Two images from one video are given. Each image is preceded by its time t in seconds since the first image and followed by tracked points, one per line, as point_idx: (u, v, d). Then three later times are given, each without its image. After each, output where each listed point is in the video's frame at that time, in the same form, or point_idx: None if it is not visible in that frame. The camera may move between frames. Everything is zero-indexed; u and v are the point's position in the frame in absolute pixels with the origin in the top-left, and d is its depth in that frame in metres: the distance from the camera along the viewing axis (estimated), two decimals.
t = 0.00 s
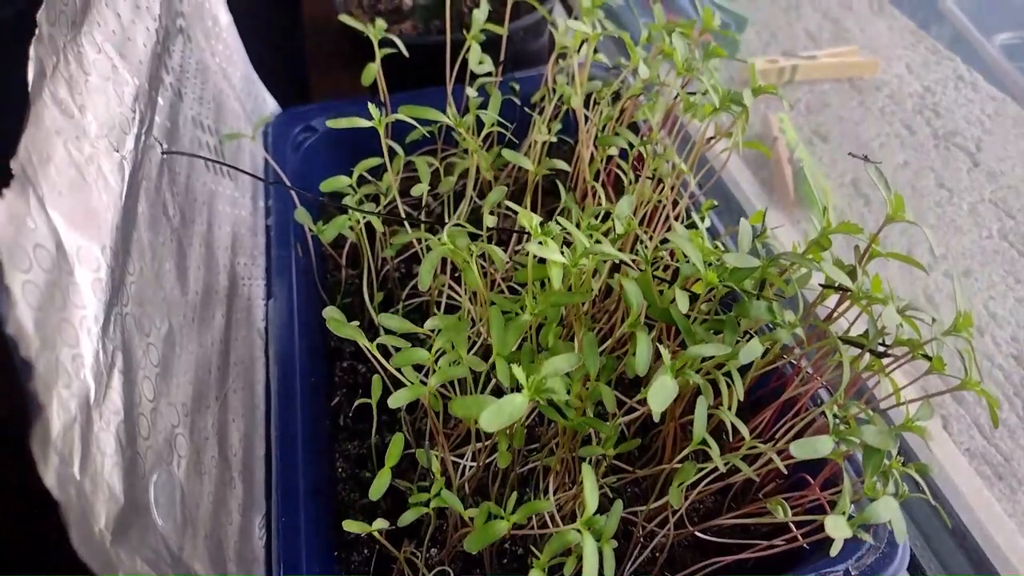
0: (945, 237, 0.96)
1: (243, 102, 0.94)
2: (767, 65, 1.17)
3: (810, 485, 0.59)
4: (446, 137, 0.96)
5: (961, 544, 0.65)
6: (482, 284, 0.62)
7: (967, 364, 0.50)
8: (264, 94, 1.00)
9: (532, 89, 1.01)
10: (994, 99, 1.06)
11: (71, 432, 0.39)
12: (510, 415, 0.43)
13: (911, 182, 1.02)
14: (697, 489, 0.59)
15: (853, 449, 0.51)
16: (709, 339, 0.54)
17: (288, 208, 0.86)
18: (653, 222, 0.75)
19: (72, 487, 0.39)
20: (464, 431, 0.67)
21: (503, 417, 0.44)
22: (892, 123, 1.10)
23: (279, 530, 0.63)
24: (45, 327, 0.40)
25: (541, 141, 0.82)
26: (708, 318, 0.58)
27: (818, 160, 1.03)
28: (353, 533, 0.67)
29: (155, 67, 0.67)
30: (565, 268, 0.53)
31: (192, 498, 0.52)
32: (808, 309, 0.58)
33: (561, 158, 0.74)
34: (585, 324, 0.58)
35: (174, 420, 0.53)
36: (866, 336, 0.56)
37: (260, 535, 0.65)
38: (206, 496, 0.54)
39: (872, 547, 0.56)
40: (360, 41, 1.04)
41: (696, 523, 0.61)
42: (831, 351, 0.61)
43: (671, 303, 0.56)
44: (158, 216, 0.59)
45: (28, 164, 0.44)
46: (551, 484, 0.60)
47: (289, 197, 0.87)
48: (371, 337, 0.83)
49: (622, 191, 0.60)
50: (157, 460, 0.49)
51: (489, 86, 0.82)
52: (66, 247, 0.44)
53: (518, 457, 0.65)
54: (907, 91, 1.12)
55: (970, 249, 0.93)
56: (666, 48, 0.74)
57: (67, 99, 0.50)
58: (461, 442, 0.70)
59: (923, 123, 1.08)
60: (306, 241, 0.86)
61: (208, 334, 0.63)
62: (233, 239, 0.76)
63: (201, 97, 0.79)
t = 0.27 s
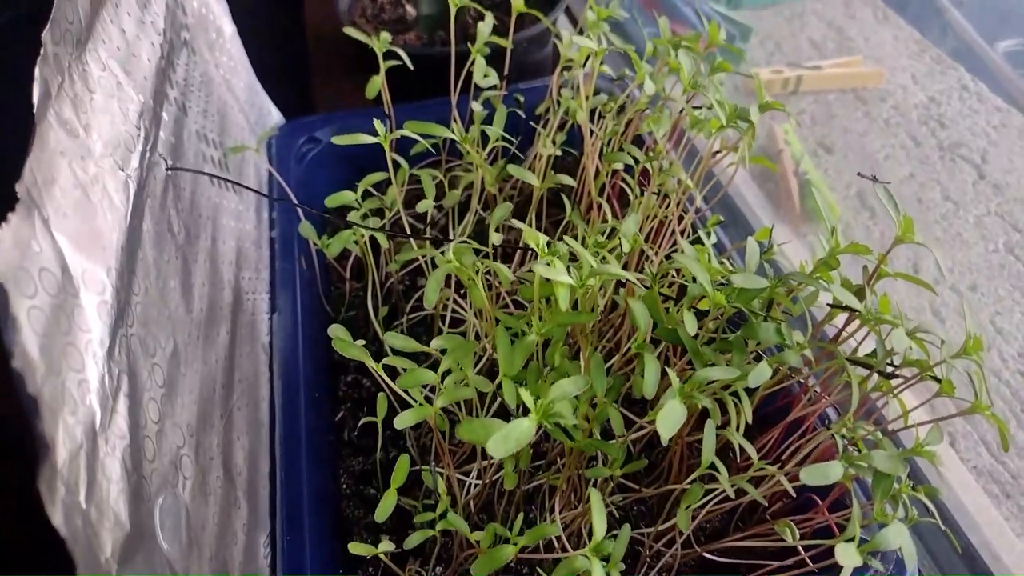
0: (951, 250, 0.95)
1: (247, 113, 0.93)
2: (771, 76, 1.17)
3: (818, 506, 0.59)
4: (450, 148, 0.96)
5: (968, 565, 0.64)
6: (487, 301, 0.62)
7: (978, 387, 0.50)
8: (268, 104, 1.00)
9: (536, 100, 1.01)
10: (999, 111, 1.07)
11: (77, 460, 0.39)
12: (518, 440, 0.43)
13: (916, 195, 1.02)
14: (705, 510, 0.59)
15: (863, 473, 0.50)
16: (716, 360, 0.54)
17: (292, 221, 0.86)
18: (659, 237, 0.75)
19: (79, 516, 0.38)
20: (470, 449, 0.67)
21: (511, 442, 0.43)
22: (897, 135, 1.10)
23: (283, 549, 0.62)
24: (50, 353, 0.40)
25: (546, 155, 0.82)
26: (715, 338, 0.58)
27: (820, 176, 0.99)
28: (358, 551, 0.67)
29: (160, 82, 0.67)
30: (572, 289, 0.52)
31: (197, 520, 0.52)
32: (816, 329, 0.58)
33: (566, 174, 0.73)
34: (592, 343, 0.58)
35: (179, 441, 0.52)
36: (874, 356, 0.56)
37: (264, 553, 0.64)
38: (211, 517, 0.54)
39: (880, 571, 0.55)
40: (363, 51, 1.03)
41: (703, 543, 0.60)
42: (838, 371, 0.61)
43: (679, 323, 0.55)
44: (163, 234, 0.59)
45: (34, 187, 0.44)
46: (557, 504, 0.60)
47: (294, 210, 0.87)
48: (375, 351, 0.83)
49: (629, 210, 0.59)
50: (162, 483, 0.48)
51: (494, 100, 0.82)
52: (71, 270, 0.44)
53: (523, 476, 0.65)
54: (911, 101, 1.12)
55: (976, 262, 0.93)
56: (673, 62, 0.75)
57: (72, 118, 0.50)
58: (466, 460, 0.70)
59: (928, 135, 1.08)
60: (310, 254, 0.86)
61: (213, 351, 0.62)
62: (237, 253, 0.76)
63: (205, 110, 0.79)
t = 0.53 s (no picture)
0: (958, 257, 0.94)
1: (250, 117, 0.93)
2: (778, 79, 1.17)
3: (826, 519, 0.58)
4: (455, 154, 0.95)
5: None
6: (492, 311, 0.62)
7: (990, 403, 0.50)
8: (272, 108, 0.99)
9: (542, 104, 1.00)
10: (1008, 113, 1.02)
11: (79, 479, 0.39)
12: (525, 457, 0.42)
13: (923, 200, 1.01)
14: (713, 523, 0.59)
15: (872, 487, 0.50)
16: (724, 373, 0.53)
17: (296, 227, 0.85)
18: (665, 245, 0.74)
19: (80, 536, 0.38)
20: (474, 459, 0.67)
21: (518, 459, 0.43)
22: (903, 139, 1.09)
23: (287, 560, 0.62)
24: (52, 371, 0.39)
25: (551, 161, 0.81)
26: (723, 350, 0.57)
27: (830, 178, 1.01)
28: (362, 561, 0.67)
29: (163, 89, 0.66)
30: (579, 302, 0.52)
31: (200, 534, 0.51)
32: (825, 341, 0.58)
33: (572, 182, 0.73)
34: (599, 355, 0.57)
35: (183, 454, 0.52)
36: (883, 369, 0.55)
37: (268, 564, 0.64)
38: (214, 529, 0.54)
39: None
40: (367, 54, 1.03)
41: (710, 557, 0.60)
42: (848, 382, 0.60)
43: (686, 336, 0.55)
44: (166, 244, 0.59)
45: (35, 201, 0.43)
46: (563, 516, 0.60)
47: (296, 216, 0.86)
48: (379, 357, 0.82)
49: (636, 219, 0.59)
50: (166, 498, 0.48)
51: (499, 106, 0.82)
52: (73, 285, 0.44)
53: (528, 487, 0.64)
54: (918, 105, 1.10)
55: (983, 269, 0.92)
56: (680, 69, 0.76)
57: (74, 129, 0.49)
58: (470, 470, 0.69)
59: (935, 139, 1.07)
60: (313, 260, 0.85)
61: (216, 361, 0.62)
62: (241, 261, 0.75)
63: (208, 116, 0.78)
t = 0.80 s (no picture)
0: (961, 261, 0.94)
1: (249, 118, 0.92)
2: (780, 81, 1.16)
3: (830, 532, 0.58)
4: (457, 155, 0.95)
5: None
6: (496, 320, 0.61)
7: (998, 417, 0.49)
8: (272, 109, 0.99)
9: (544, 105, 0.99)
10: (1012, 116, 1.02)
11: (80, 497, 0.38)
12: (532, 473, 0.42)
13: (926, 204, 1.01)
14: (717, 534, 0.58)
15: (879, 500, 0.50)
16: (730, 384, 0.53)
17: (296, 230, 0.84)
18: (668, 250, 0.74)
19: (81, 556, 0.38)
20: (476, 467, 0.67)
21: (524, 475, 0.42)
22: (906, 141, 1.09)
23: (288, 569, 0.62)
24: (52, 387, 0.39)
25: (553, 165, 0.81)
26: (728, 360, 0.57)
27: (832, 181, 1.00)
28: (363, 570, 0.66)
29: (163, 92, 0.65)
30: (584, 313, 0.51)
31: (201, 546, 0.51)
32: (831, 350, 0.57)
33: (575, 187, 0.72)
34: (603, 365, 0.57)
35: (184, 466, 0.51)
36: (888, 380, 0.55)
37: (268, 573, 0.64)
38: (215, 541, 0.53)
39: None
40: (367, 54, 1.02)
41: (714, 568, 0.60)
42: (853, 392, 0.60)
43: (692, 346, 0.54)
44: (167, 252, 0.58)
45: (35, 212, 0.43)
46: (566, 526, 0.59)
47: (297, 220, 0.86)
48: (380, 361, 0.82)
49: (641, 227, 0.58)
50: (167, 511, 0.47)
51: (501, 108, 0.81)
52: (74, 297, 0.43)
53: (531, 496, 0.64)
54: (921, 107, 1.10)
55: (986, 273, 0.92)
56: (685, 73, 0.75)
57: (74, 137, 0.49)
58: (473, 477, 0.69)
59: (938, 141, 1.06)
60: (314, 263, 0.85)
61: (217, 369, 0.62)
62: (241, 265, 0.75)
63: (208, 118, 0.77)
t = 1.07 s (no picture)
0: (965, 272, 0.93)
1: (250, 128, 0.92)
2: (783, 89, 1.15)
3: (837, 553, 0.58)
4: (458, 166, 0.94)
5: None
6: (500, 337, 0.60)
7: (1007, 440, 0.49)
8: (273, 118, 0.98)
9: (546, 115, 0.99)
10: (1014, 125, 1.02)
11: (82, 527, 0.38)
12: (539, 500, 0.41)
13: (930, 214, 1.00)
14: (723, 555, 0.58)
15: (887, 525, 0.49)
16: (736, 405, 0.52)
17: (297, 242, 0.84)
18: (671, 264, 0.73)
19: None
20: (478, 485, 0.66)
21: (531, 502, 0.42)
22: (909, 151, 1.08)
23: None
24: (52, 415, 0.38)
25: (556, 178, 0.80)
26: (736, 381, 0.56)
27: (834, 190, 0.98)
28: None
29: (164, 107, 0.65)
30: (590, 334, 0.51)
31: (203, 569, 0.51)
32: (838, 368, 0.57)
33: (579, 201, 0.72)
34: (608, 384, 0.56)
35: (186, 488, 0.51)
36: (895, 400, 0.55)
37: None
38: (217, 564, 0.53)
39: None
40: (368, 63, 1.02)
41: None
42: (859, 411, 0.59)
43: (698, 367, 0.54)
44: (168, 269, 0.57)
45: (35, 236, 0.42)
46: (570, 546, 0.59)
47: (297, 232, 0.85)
48: (381, 375, 0.81)
49: (646, 245, 0.58)
50: (169, 536, 0.47)
51: (504, 121, 0.81)
52: (75, 322, 0.42)
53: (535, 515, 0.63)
54: (924, 115, 1.09)
55: (990, 285, 0.91)
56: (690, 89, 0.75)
57: (75, 157, 0.48)
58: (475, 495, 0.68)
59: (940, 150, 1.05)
60: (315, 275, 0.84)
61: (218, 387, 0.61)
62: (242, 279, 0.74)
63: (209, 131, 0.77)
